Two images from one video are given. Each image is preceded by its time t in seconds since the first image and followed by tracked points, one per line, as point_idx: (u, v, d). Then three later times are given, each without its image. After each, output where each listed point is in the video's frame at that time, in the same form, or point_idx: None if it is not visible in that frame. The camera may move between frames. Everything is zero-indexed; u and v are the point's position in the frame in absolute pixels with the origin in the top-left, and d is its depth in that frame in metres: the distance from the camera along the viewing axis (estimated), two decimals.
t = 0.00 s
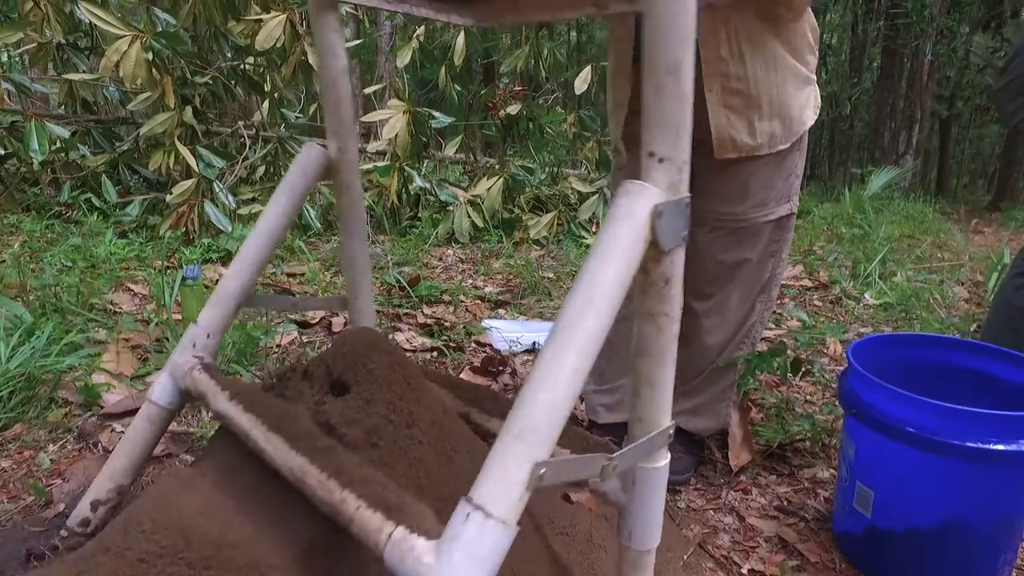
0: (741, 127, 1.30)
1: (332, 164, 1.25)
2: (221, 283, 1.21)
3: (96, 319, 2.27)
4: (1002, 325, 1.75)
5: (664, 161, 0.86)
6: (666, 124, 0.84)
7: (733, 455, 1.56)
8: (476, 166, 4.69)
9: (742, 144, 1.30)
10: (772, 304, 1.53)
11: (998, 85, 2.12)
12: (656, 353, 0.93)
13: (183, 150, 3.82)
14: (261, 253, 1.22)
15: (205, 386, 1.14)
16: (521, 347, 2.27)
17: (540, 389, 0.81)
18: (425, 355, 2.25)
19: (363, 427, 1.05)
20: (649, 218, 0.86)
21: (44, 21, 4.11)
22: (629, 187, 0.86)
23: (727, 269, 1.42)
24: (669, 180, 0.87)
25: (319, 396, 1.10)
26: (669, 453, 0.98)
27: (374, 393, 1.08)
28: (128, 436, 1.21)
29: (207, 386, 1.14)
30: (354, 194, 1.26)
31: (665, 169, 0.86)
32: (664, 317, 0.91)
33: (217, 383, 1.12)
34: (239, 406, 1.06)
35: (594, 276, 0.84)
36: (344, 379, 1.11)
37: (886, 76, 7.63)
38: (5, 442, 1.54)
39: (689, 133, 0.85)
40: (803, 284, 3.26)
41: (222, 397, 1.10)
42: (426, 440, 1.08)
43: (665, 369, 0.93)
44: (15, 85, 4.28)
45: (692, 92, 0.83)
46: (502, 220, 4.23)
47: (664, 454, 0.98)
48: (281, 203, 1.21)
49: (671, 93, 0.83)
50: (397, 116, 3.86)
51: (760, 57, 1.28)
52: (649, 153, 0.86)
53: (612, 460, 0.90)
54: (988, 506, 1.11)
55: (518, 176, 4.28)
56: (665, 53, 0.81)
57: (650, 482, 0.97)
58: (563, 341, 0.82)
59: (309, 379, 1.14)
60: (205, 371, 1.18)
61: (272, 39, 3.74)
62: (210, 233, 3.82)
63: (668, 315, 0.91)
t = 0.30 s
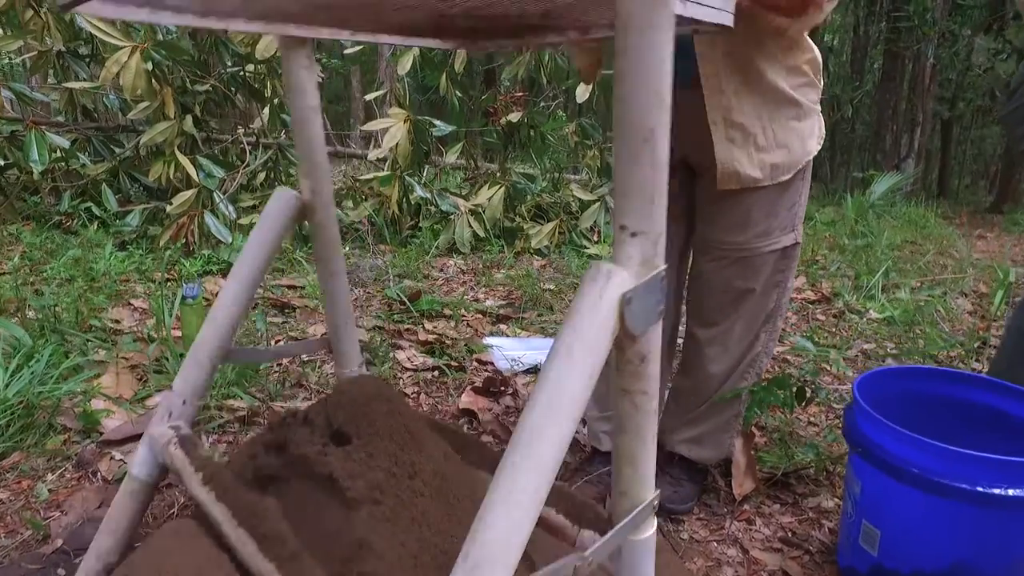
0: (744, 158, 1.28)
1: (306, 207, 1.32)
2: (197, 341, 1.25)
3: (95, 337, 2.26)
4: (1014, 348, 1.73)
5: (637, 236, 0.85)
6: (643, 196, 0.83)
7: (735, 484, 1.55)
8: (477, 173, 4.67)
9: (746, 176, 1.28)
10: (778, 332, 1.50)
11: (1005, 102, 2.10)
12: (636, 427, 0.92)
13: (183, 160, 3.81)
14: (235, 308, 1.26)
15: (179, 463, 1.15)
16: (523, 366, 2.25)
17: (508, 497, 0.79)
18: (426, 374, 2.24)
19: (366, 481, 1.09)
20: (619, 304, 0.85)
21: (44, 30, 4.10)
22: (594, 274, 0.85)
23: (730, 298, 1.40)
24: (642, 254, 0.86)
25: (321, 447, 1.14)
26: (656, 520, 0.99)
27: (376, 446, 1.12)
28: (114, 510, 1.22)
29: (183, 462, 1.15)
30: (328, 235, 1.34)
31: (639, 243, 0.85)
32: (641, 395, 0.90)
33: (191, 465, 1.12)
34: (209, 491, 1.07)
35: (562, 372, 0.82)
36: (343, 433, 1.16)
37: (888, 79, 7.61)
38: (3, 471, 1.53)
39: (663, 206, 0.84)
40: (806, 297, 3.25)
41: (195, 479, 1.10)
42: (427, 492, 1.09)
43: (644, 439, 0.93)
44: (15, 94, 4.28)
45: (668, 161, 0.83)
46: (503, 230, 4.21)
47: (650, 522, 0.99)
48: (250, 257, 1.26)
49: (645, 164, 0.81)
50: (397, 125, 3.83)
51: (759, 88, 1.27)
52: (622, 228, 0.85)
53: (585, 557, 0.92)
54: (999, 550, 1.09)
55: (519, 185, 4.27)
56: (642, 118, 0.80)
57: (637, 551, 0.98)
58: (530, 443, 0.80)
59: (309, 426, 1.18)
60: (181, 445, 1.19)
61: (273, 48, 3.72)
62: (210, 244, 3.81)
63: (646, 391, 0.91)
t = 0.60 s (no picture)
0: (752, 183, 1.28)
1: (358, 218, 1.36)
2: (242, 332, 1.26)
3: (96, 350, 2.25)
4: None
5: (707, 250, 0.87)
6: (713, 217, 0.85)
7: (741, 504, 1.53)
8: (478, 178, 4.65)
9: (752, 200, 1.28)
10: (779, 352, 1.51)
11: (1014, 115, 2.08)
12: (688, 436, 0.93)
13: (183, 166, 3.80)
14: (281, 305, 1.28)
15: (223, 443, 1.18)
16: (526, 379, 2.23)
17: (578, 485, 0.80)
18: (429, 387, 2.23)
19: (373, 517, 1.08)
20: (694, 308, 0.87)
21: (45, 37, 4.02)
22: (669, 277, 0.87)
23: (734, 320, 1.39)
24: (711, 268, 0.88)
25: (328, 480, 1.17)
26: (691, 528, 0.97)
27: (383, 481, 1.14)
28: (137, 490, 1.23)
29: (225, 442, 1.18)
30: (376, 248, 1.37)
31: (708, 258, 0.87)
32: (696, 400, 0.92)
33: (237, 442, 1.16)
34: (257, 468, 1.12)
35: (637, 369, 0.84)
36: (352, 466, 1.18)
37: (891, 81, 7.59)
38: (4, 490, 1.51)
39: (733, 227, 0.87)
40: (809, 306, 3.23)
41: (240, 458, 1.15)
42: (433, 525, 1.08)
43: (693, 449, 0.94)
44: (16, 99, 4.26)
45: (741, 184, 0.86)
46: (505, 235, 4.21)
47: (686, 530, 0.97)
48: (305, 258, 1.27)
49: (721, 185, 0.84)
50: (399, 130, 3.81)
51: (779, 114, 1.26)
52: (695, 241, 0.88)
53: (640, 544, 0.89)
54: None
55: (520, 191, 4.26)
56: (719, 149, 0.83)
57: (670, 560, 0.96)
58: (601, 436, 0.82)
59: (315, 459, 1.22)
60: (223, 427, 1.21)
61: (274, 53, 3.68)
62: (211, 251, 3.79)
63: (700, 396, 0.92)
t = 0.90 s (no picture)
0: (753, 196, 1.27)
1: (294, 259, 1.35)
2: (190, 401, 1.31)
3: (96, 361, 2.25)
4: None
5: (639, 334, 0.86)
6: (643, 291, 0.84)
7: (745, 522, 1.52)
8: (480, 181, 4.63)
9: (753, 213, 1.27)
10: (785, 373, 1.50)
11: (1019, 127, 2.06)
12: (648, 519, 0.94)
13: (184, 172, 3.79)
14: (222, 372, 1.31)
15: (175, 536, 1.23)
16: (528, 392, 2.22)
17: None
18: (431, 399, 2.21)
19: (374, 555, 1.07)
20: (628, 408, 0.85)
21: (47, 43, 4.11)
22: (596, 376, 0.86)
23: (740, 338, 1.39)
24: (647, 352, 0.87)
25: (327, 514, 1.16)
26: None
27: (383, 520, 1.12)
28: None
29: (178, 533, 1.23)
30: (321, 286, 1.37)
31: (641, 340, 0.86)
32: (651, 484, 0.92)
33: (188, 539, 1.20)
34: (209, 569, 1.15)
35: (567, 481, 0.83)
36: (352, 500, 1.17)
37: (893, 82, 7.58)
38: (2, 510, 1.51)
39: (668, 300, 0.86)
40: (812, 314, 3.21)
41: (192, 553, 1.18)
42: (435, 559, 1.07)
43: (659, 512, 0.94)
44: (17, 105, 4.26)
45: (669, 262, 0.84)
46: (507, 241, 4.20)
47: None
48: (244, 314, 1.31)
49: (646, 264, 0.83)
50: (401, 135, 3.87)
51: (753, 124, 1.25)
52: (625, 326, 0.86)
53: None
54: None
55: (523, 196, 4.24)
56: (639, 217, 0.82)
57: None
58: (546, 549, 0.82)
59: (314, 492, 1.21)
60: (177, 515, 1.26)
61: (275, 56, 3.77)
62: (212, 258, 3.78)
63: (655, 480, 0.92)
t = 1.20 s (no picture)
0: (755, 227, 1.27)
1: (357, 268, 1.40)
2: (237, 391, 1.29)
3: (93, 376, 2.24)
4: None
5: (712, 341, 0.88)
6: (714, 310, 0.87)
7: (746, 547, 1.51)
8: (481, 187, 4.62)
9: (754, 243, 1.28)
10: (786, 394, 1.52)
11: None
12: (686, 528, 0.94)
13: (184, 180, 3.79)
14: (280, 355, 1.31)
15: (209, 517, 1.22)
16: (528, 408, 2.20)
17: None
18: (430, 415, 2.20)
19: None
20: (694, 406, 0.87)
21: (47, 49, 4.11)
22: (672, 371, 0.87)
23: (740, 366, 1.41)
24: (714, 360, 0.89)
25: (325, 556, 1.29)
26: None
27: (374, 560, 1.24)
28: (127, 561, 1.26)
29: (213, 516, 1.23)
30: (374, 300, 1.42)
31: (712, 348, 0.88)
32: (694, 491, 0.93)
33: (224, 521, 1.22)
34: (241, 547, 1.20)
35: (636, 465, 0.83)
36: (348, 544, 1.30)
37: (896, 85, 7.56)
38: None
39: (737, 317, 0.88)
40: (814, 325, 3.19)
41: (226, 537, 1.21)
42: None
43: (691, 542, 0.95)
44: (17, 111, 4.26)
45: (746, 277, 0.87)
46: (508, 248, 4.18)
47: None
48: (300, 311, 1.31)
49: (726, 273, 0.85)
50: (402, 142, 3.76)
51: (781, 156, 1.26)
52: (698, 330, 0.89)
53: None
54: None
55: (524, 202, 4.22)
56: (726, 237, 0.85)
57: None
58: (607, 533, 0.82)
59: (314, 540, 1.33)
60: (211, 497, 1.25)
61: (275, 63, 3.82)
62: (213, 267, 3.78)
63: (699, 487, 0.93)
